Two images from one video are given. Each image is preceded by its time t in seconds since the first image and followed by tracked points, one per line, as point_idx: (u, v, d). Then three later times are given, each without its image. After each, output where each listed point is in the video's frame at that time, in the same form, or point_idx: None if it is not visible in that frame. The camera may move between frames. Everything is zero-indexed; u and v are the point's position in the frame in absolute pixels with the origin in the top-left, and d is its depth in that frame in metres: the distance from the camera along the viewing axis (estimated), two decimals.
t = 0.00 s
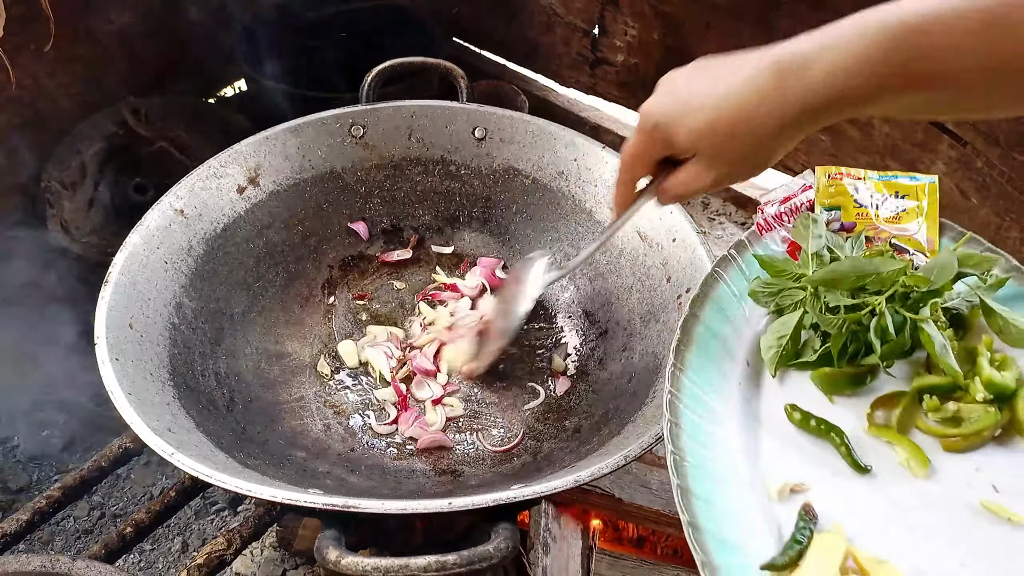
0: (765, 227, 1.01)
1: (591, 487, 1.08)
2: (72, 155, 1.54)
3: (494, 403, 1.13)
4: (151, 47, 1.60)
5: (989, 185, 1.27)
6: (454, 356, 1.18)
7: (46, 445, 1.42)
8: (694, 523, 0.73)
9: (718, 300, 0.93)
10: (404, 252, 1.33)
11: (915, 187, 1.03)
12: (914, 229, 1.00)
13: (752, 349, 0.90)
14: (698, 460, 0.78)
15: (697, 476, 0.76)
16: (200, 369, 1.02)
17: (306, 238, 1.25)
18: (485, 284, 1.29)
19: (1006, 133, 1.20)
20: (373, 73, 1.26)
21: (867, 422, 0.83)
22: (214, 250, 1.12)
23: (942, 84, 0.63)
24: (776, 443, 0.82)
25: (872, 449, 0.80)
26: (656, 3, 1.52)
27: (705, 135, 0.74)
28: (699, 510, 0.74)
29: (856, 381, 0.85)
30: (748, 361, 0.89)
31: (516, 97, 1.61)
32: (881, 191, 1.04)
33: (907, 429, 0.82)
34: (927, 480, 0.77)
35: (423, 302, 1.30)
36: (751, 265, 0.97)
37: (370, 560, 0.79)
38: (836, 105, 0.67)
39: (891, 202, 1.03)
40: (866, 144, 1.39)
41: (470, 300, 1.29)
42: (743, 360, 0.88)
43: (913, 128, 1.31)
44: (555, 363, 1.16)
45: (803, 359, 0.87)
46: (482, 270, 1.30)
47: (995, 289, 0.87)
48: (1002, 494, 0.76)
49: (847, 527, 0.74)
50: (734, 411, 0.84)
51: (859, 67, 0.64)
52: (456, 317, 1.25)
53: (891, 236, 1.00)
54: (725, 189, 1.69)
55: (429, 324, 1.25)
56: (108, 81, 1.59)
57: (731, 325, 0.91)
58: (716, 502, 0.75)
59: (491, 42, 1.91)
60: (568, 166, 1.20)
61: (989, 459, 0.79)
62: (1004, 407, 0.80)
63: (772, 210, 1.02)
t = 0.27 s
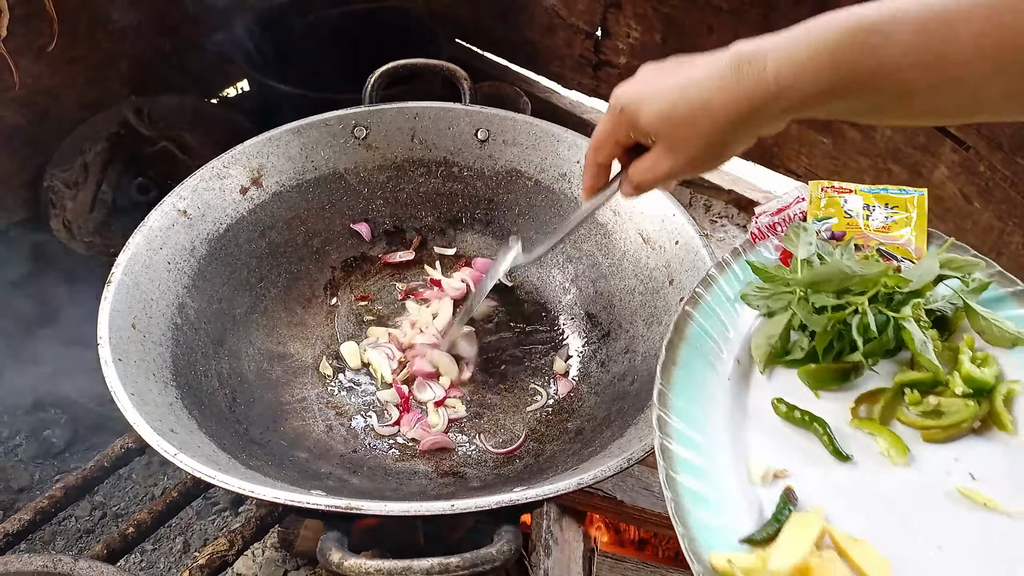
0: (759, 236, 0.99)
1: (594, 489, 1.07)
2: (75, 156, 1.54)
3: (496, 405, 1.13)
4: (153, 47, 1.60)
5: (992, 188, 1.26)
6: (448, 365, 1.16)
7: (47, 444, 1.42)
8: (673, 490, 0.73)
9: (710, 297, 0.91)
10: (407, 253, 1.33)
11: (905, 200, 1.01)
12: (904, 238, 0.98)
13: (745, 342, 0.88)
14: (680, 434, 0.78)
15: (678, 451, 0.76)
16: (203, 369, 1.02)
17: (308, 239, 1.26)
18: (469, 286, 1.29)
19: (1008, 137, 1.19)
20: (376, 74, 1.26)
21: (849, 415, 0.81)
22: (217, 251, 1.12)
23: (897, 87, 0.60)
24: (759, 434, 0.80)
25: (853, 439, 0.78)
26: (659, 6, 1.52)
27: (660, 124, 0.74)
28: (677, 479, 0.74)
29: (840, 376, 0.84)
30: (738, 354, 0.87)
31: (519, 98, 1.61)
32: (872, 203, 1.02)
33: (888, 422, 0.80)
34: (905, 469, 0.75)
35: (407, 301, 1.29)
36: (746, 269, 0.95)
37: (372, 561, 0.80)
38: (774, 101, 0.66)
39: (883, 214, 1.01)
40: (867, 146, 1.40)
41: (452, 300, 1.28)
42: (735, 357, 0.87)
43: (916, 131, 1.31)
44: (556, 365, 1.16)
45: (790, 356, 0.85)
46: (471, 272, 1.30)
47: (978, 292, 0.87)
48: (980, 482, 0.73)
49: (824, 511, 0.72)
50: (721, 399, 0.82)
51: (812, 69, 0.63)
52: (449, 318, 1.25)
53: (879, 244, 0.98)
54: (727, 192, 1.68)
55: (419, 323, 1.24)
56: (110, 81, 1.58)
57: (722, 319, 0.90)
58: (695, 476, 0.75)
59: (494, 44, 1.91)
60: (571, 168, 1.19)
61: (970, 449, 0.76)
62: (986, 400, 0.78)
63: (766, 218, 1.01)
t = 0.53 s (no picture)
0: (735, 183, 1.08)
1: (595, 490, 1.07)
2: (75, 155, 1.53)
3: (498, 405, 1.12)
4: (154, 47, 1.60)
5: (993, 189, 1.26)
6: (452, 373, 1.14)
7: (46, 444, 1.41)
8: (634, 399, 0.82)
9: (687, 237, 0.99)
10: (407, 253, 1.33)
11: (875, 148, 1.09)
12: (872, 184, 1.05)
13: (716, 282, 0.96)
14: (645, 354, 0.86)
15: (643, 370, 0.84)
16: (204, 369, 1.01)
17: (309, 239, 1.25)
18: (472, 287, 1.28)
19: (1010, 138, 1.19)
20: (377, 74, 1.27)
21: (810, 340, 0.91)
22: (217, 250, 1.12)
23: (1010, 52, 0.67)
24: (724, 357, 0.89)
25: (810, 361, 0.88)
26: (660, 6, 1.52)
27: (778, 51, 0.74)
28: (639, 391, 0.82)
29: (803, 307, 0.94)
30: (709, 292, 0.95)
31: (519, 98, 1.61)
32: (845, 151, 1.09)
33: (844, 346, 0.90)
34: (858, 386, 0.85)
35: (407, 300, 1.29)
36: (721, 215, 1.02)
37: (373, 562, 0.79)
38: (899, 50, 0.69)
39: (854, 160, 1.08)
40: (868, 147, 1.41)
41: (453, 300, 1.27)
42: (705, 293, 0.94)
43: (917, 131, 1.31)
44: (557, 365, 1.16)
45: (758, 291, 0.95)
46: (474, 272, 1.30)
47: (939, 230, 0.96)
48: (928, 397, 0.83)
49: (776, 422, 0.82)
50: (690, 326, 0.91)
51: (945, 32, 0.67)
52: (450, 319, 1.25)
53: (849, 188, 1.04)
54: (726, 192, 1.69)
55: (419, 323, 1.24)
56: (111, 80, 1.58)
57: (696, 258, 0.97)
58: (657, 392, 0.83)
59: (494, 44, 1.90)
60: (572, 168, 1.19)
61: (921, 369, 0.86)
62: (937, 325, 0.88)
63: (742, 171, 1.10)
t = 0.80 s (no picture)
0: (717, 149, 1.14)
1: (593, 489, 1.07)
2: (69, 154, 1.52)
3: (495, 404, 1.12)
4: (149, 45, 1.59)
5: (990, 186, 1.26)
6: (450, 372, 1.13)
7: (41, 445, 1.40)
8: (608, 335, 0.91)
9: (667, 197, 1.07)
10: (404, 252, 1.33)
11: (850, 114, 1.11)
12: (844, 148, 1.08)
13: (692, 238, 1.04)
14: (620, 296, 0.96)
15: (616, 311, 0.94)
16: (199, 369, 1.01)
17: (304, 238, 1.25)
18: (468, 285, 1.28)
19: (1007, 135, 1.19)
20: (373, 72, 1.26)
21: (776, 288, 0.97)
22: (212, 250, 1.11)
23: None
24: (696, 305, 0.97)
25: (773, 306, 0.94)
26: (657, 3, 1.51)
27: None
28: (613, 329, 0.92)
29: (772, 258, 0.99)
30: (686, 245, 1.03)
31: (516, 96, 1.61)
32: (822, 117, 1.12)
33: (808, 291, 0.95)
34: (816, 328, 0.90)
35: (403, 299, 1.28)
36: (702, 175, 1.10)
37: (370, 563, 0.79)
38: None
39: (832, 124, 1.11)
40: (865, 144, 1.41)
41: (449, 300, 1.27)
42: (683, 246, 1.03)
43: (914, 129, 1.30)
44: (553, 364, 1.16)
45: (730, 245, 1.01)
46: (471, 270, 1.29)
47: (904, 186, 0.98)
48: (882, 337, 0.88)
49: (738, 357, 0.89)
50: (665, 277, 1.00)
51: None
52: (446, 317, 1.24)
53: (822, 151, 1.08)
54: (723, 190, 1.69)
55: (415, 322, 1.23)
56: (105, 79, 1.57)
57: (675, 217, 1.06)
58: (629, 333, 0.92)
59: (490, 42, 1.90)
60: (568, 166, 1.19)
61: (877, 312, 0.90)
62: (894, 272, 0.91)
63: (719, 137, 1.15)
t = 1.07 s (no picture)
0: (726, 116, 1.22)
1: (591, 490, 1.07)
2: (67, 154, 1.51)
3: (494, 406, 1.12)
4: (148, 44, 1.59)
5: (989, 188, 1.26)
6: (449, 375, 1.13)
7: (39, 445, 1.40)
8: (605, 285, 0.92)
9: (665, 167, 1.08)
10: (403, 254, 1.33)
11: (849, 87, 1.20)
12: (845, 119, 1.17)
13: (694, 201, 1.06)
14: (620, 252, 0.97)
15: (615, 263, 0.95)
16: (197, 370, 1.01)
17: (303, 239, 1.25)
18: (467, 286, 1.28)
19: (1006, 137, 1.19)
20: (372, 73, 1.26)
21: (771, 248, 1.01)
22: (211, 251, 1.11)
23: None
24: (695, 263, 1.00)
25: (768, 265, 0.99)
26: (656, 5, 1.51)
27: None
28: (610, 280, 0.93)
29: (770, 221, 1.05)
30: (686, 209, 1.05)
31: (515, 98, 1.61)
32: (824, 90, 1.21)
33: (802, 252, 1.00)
34: (806, 286, 0.95)
35: (402, 301, 1.28)
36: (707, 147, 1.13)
37: (369, 565, 0.79)
38: None
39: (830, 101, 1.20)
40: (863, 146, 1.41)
41: (448, 301, 1.27)
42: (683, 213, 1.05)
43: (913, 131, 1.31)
44: (551, 366, 1.16)
45: (731, 208, 1.06)
46: (469, 271, 1.29)
47: (900, 156, 1.03)
48: (869, 295, 0.92)
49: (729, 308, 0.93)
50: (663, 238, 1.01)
51: None
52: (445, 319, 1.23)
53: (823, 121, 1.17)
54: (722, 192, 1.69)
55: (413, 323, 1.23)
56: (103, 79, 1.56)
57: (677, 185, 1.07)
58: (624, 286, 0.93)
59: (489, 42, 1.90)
60: (567, 168, 1.19)
61: (866, 274, 0.94)
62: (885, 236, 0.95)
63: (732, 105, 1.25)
